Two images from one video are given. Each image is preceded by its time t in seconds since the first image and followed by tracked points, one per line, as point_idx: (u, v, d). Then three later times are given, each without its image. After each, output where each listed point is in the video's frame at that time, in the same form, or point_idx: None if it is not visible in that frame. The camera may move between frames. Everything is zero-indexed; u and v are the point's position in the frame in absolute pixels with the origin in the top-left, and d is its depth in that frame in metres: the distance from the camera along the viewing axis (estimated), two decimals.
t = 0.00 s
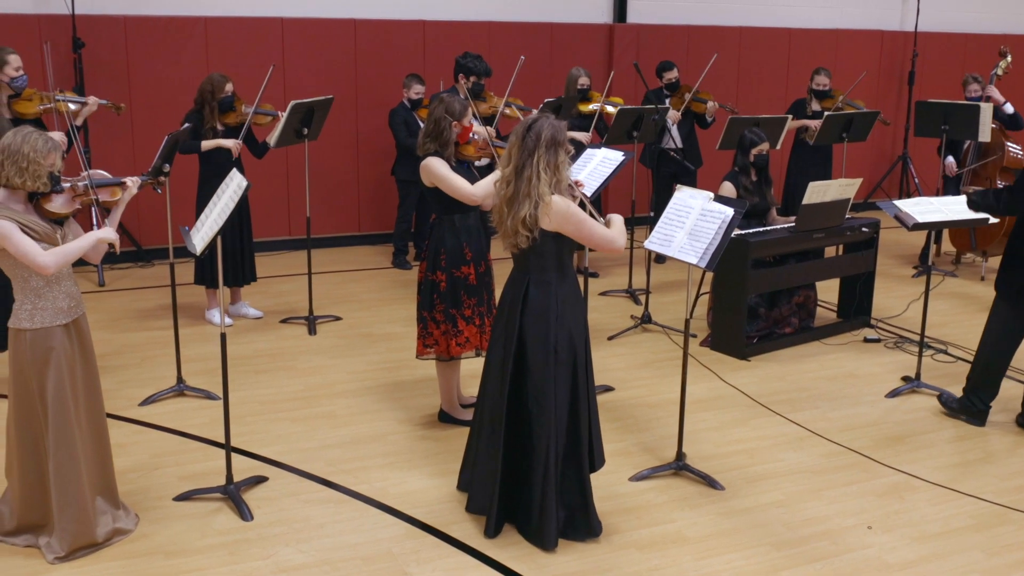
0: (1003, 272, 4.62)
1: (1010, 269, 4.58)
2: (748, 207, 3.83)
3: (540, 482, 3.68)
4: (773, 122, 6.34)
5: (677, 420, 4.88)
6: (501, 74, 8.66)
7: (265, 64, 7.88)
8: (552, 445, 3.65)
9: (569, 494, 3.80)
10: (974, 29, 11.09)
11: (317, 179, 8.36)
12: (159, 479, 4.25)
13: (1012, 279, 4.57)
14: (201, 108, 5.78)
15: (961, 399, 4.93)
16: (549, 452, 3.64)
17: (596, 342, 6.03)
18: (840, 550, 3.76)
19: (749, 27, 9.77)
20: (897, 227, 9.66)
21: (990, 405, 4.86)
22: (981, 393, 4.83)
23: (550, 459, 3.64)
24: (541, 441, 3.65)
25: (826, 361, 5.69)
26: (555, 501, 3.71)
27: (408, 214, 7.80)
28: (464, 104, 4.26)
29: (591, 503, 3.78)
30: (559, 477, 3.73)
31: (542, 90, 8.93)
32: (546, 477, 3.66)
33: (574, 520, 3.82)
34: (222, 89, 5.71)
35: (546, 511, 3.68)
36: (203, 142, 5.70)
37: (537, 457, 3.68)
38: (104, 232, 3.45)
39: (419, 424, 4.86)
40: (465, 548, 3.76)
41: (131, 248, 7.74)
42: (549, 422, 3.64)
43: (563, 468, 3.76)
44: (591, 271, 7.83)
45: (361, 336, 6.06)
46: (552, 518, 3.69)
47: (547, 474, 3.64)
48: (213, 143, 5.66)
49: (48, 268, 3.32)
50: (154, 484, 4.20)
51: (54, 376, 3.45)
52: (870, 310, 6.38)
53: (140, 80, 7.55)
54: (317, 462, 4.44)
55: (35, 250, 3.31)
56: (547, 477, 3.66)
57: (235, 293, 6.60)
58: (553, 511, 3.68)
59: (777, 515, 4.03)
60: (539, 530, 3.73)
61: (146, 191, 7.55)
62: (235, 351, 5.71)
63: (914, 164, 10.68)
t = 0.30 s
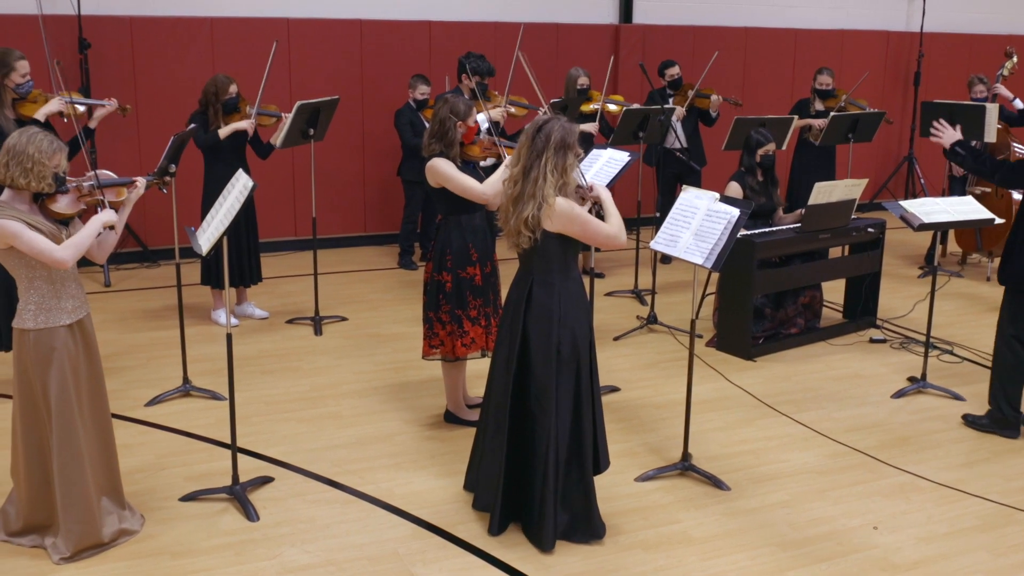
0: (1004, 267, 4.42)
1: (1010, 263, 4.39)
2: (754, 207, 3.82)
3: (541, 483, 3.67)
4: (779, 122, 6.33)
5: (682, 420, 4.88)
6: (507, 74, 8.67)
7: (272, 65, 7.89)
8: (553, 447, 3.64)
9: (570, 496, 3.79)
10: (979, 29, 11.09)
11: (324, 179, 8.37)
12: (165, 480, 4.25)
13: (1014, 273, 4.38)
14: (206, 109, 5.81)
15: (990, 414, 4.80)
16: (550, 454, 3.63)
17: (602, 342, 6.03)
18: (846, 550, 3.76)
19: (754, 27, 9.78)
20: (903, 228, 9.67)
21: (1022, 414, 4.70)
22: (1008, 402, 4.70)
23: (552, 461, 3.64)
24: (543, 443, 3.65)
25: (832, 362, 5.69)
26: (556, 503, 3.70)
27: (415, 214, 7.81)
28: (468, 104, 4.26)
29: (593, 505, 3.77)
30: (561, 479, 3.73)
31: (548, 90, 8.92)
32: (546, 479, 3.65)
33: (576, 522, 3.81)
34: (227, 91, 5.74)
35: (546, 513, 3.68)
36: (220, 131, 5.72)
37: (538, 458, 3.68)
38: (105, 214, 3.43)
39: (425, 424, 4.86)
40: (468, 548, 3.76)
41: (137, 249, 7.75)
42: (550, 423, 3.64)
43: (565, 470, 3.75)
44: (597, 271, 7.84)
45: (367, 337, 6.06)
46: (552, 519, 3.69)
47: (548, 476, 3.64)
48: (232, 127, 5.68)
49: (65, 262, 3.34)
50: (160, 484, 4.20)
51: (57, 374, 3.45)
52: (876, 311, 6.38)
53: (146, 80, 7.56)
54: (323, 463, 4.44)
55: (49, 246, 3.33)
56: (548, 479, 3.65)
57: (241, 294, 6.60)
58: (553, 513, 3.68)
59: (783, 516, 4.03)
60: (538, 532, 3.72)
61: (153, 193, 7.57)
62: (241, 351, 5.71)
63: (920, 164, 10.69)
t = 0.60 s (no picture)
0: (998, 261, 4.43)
1: (1007, 257, 4.38)
2: (759, 208, 3.81)
3: (543, 485, 3.67)
4: (785, 123, 6.34)
5: (688, 421, 4.88)
6: (513, 74, 8.67)
7: (278, 66, 7.90)
8: (555, 449, 3.63)
9: (573, 497, 3.79)
10: (984, 30, 11.09)
11: (330, 179, 8.37)
12: (171, 480, 4.25)
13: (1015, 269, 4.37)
14: (212, 110, 5.82)
15: (1007, 427, 4.66)
16: (553, 457, 3.63)
17: (608, 342, 6.04)
18: (852, 551, 3.76)
19: (761, 28, 9.79)
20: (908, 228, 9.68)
21: None
22: None
23: (555, 462, 3.63)
24: (546, 444, 3.65)
25: (838, 362, 5.69)
26: (558, 504, 3.70)
27: (421, 215, 7.81)
28: (472, 104, 4.25)
29: (596, 506, 3.77)
30: (564, 480, 3.73)
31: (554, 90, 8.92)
32: (549, 480, 3.64)
33: (578, 523, 3.82)
34: (233, 92, 5.75)
35: (548, 514, 3.67)
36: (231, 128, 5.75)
37: (541, 460, 3.68)
38: (106, 214, 3.46)
39: (431, 425, 4.86)
40: (472, 548, 3.75)
41: (142, 249, 7.76)
42: (554, 424, 3.63)
43: (568, 472, 3.75)
44: (603, 271, 7.85)
45: (373, 337, 6.06)
46: (553, 520, 3.68)
47: (550, 477, 3.64)
48: (242, 124, 5.72)
49: (76, 262, 3.34)
50: (166, 484, 4.20)
51: (63, 376, 3.44)
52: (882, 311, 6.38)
53: (152, 81, 7.56)
54: (329, 463, 4.44)
55: (60, 247, 3.32)
56: (550, 481, 3.64)
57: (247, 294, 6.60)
58: (554, 514, 3.67)
59: (789, 516, 4.03)
60: (539, 532, 3.72)
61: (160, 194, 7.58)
62: (246, 352, 5.71)
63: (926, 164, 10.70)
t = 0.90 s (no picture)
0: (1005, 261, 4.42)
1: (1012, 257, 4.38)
2: (765, 207, 3.80)
3: (550, 485, 3.67)
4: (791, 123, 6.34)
5: (694, 421, 4.89)
6: (520, 74, 8.68)
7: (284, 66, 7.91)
8: (563, 450, 3.63)
9: (580, 497, 3.80)
10: (990, 31, 11.09)
11: (336, 180, 8.38)
12: (177, 480, 4.25)
13: (1016, 269, 4.37)
14: (218, 110, 5.81)
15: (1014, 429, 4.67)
16: (560, 458, 3.62)
17: (614, 342, 6.05)
18: (857, 551, 3.76)
19: (767, 28, 9.80)
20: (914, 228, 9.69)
21: None
22: None
23: (562, 463, 3.63)
24: (553, 446, 3.64)
25: (843, 362, 5.70)
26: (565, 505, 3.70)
27: (426, 215, 7.82)
28: (476, 103, 4.26)
29: (603, 507, 3.78)
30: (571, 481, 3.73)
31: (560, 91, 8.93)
32: (556, 481, 3.64)
33: (585, 523, 3.82)
34: (240, 92, 5.74)
35: (555, 515, 3.67)
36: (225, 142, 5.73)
37: (549, 461, 3.67)
38: (114, 228, 3.44)
39: (438, 425, 4.86)
40: (478, 549, 3.75)
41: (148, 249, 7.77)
42: (561, 426, 3.63)
43: (575, 473, 3.75)
44: (609, 271, 7.87)
45: (380, 337, 6.07)
46: (560, 521, 3.68)
47: (557, 478, 3.64)
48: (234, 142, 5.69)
49: (75, 273, 3.33)
50: (173, 485, 4.21)
51: (70, 376, 3.44)
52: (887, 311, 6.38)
53: (158, 82, 7.56)
54: (335, 463, 4.44)
55: (62, 255, 3.33)
56: (557, 482, 3.64)
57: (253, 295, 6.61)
58: (561, 514, 3.67)
59: (795, 516, 4.03)
60: (545, 533, 3.72)
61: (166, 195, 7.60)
62: (252, 352, 5.72)
63: (931, 165, 10.71)
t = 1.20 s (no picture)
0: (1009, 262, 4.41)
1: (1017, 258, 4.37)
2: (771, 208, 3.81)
3: (557, 485, 3.67)
4: (796, 123, 6.34)
5: (700, 422, 4.89)
6: (526, 74, 8.68)
7: (289, 66, 7.91)
8: (570, 451, 3.63)
9: (587, 497, 3.80)
10: (996, 31, 11.09)
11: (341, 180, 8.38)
12: (183, 480, 4.25)
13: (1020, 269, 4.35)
14: (224, 111, 5.82)
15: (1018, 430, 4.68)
16: (568, 459, 3.63)
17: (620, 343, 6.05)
18: (863, 552, 3.76)
19: (773, 28, 9.80)
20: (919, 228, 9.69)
21: None
22: None
23: (569, 463, 3.63)
24: (560, 446, 3.65)
25: (849, 363, 5.70)
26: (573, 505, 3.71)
27: (432, 216, 7.83)
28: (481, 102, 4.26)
29: (610, 506, 3.78)
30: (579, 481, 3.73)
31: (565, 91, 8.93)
32: (564, 481, 3.65)
33: (593, 523, 3.82)
34: (245, 92, 5.72)
35: (562, 515, 3.68)
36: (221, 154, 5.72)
37: (556, 461, 3.67)
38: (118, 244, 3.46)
39: (444, 425, 4.87)
40: (485, 549, 3.75)
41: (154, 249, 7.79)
42: (568, 427, 3.63)
43: (583, 473, 3.75)
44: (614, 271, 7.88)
45: (385, 338, 6.07)
46: (568, 521, 3.69)
47: (565, 478, 3.64)
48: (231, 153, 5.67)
49: (72, 282, 3.32)
50: (179, 485, 4.21)
51: (77, 376, 3.44)
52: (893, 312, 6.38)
53: (163, 82, 7.56)
54: (341, 464, 4.44)
55: (61, 262, 3.32)
56: (565, 482, 3.65)
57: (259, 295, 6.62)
58: (569, 514, 3.68)
59: (801, 517, 4.03)
60: (553, 533, 3.73)
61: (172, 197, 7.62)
62: (258, 352, 5.72)
63: (937, 165, 10.71)
